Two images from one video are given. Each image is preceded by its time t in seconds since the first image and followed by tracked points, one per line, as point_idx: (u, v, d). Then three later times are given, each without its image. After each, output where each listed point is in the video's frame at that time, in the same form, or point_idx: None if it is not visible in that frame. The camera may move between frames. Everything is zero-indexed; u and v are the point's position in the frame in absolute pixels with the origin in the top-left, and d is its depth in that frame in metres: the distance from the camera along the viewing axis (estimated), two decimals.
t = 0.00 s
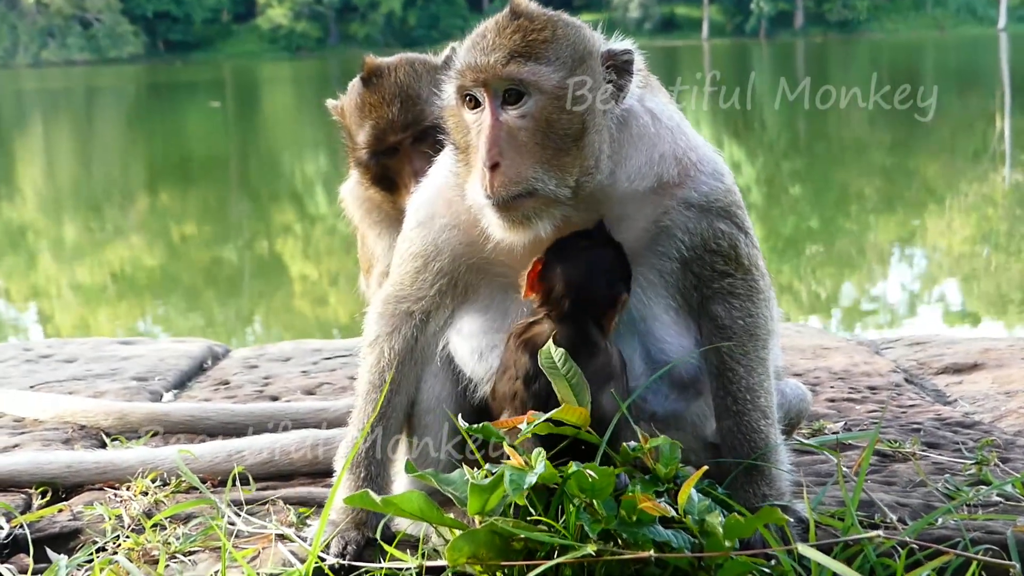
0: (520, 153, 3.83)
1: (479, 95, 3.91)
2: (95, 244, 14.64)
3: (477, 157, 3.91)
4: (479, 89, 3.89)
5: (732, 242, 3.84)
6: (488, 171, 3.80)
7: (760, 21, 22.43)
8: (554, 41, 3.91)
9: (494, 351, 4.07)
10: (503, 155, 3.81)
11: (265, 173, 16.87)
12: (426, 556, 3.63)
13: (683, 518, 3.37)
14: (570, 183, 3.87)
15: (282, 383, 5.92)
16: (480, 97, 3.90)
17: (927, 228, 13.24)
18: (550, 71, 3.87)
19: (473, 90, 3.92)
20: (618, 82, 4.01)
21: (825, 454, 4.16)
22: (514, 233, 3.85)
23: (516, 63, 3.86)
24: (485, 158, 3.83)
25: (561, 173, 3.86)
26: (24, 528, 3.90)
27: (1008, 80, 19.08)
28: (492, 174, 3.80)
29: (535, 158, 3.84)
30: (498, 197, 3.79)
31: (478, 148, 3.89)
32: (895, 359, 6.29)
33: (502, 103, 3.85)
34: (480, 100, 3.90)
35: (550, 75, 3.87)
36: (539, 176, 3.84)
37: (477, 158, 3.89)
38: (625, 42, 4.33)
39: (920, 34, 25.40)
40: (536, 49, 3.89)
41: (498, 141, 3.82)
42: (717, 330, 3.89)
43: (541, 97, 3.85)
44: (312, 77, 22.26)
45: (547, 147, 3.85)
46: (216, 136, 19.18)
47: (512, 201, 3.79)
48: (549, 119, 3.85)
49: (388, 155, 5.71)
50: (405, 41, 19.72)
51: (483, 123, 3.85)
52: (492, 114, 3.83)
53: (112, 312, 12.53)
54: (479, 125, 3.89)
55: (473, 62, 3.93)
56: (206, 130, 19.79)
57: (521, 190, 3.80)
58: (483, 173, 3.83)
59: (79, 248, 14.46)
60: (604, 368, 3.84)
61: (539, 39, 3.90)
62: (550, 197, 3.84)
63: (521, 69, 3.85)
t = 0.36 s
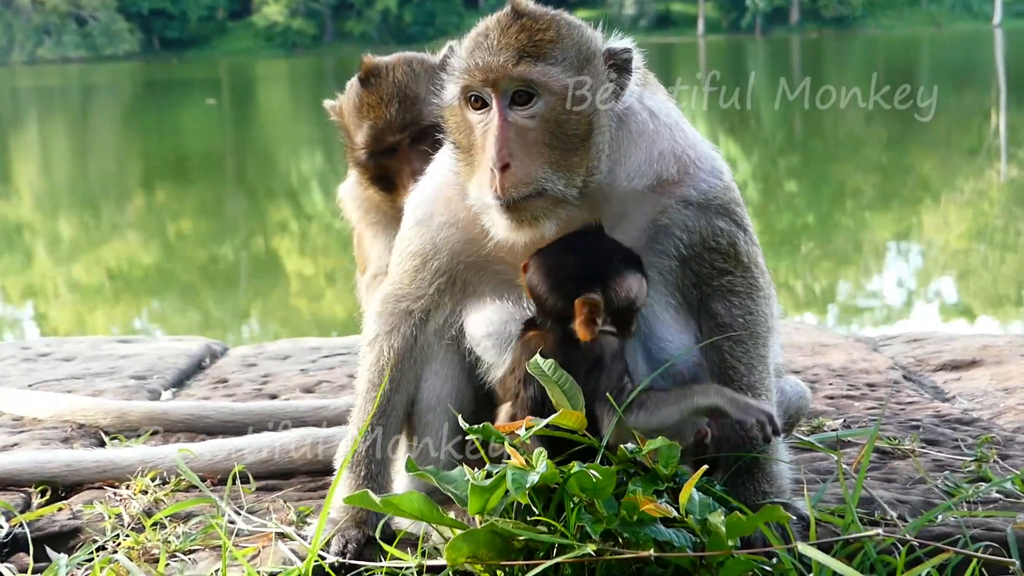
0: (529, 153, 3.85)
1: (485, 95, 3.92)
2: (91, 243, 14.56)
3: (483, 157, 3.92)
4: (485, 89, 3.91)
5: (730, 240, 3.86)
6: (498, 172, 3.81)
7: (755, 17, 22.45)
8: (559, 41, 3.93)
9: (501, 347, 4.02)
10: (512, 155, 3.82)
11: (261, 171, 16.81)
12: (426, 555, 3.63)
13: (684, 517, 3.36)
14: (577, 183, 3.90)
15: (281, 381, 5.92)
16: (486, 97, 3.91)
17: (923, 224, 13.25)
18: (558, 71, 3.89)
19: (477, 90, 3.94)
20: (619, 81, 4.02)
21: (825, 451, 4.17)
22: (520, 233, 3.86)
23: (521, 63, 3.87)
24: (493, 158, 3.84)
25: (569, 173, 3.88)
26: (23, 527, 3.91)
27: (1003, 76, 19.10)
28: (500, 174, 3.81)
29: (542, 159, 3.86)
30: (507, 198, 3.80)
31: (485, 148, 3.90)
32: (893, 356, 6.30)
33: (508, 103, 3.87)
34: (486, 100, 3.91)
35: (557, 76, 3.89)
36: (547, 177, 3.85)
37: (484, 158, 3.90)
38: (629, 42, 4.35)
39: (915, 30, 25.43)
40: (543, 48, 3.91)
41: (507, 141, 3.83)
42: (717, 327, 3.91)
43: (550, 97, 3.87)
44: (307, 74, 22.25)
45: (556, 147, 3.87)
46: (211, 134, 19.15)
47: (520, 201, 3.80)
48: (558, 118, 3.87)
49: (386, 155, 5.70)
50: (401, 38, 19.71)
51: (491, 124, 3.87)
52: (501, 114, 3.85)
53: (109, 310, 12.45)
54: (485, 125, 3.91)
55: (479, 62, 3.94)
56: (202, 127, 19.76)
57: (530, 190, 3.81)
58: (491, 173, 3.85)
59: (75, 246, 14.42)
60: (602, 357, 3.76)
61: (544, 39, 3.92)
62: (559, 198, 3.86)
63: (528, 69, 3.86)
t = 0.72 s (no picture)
0: (543, 151, 3.80)
1: (496, 92, 3.85)
2: (84, 240, 14.49)
3: (493, 154, 3.87)
4: (498, 85, 3.83)
5: (728, 234, 3.88)
6: (515, 170, 3.75)
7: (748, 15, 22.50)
8: (569, 37, 3.88)
9: (518, 344, 4.08)
10: (529, 153, 3.77)
11: (255, 168, 16.81)
12: (425, 549, 3.64)
13: (682, 510, 3.35)
14: (587, 180, 3.87)
15: (277, 377, 5.92)
16: (498, 93, 3.85)
17: (917, 221, 13.26)
18: (572, 69, 3.84)
19: (488, 86, 3.86)
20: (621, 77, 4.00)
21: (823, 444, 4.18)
22: (528, 230, 3.83)
23: (536, 59, 3.81)
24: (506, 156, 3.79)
25: (581, 170, 3.85)
26: (20, 523, 3.93)
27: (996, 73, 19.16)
28: (514, 172, 3.75)
29: (556, 156, 3.82)
30: (522, 196, 3.76)
31: (496, 145, 3.85)
32: (889, 351, 6.31)
33: (524, 101, 3.81)
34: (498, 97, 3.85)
35: (572, 74, 3.84)
36: (561, 176, 3.81)
37: (495, 154, 3.84)
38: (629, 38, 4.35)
39: (909, 27, 25.51)
40: (556, 45, 3.86)
41: (522, 139, 3.79)
42: (715, 321, 3.91)
43: (565, 96, 3.82)
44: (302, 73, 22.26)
45: (570, 145, 3.84)
46: (205, 131, 19.13)
47: (534, 199, 3.77)
48: (572, 117, 3.83)
49: (391, 154, 5.71)
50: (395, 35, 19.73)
51: (506, 121, 3.81)
52: (517, 112, 3.80)
53: (103, 307, 12.40)
54: (497, 122, 3.85)
55: (489, 56, 3.86)
56: (196, 124, 19.74)
57: (546, 188, 3.78)
58: (503, 171, 3.80)
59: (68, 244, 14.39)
60: (618, 372, 3.81)
61: (556, 36, 3.86)
62: (570, 195, 3.83)
63: (545, 67, 3.80)
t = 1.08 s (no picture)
0: (553, 146, 3.82)
1: (505, 85, 3.86)
2: (78, 236, 14.46)
3: (500, 148, 3.89)
4: (506, 79, 3.84)
5: (726, 231, 3.91)
6: (523, 163, 3.77)
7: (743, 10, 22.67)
8: (577, 33, 3.88)
9: (517, 341, 3.95)
10: (537, 149, 3.79)
11: (251, 164, 16.82)
12: (421, 543, 3.65)
13: (679, 503, 3.35)
14: (595, 174, 3.87)
15: (273, 371, 5.92)
16: (506, 87, 3.86)
17: (911, 219, 13.28)
18: (581, 65, 3.85)
19: (496, 80, 3.87)
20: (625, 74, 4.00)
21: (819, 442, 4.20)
22: (532, 223, 3.86)
23: (546, 54, 3.81)
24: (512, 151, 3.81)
25: (590, 164, 3.86)
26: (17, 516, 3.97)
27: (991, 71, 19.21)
28: (522, 166, 3.78)
29: (562, 151, 3.83)
30: (529, 190, 3.78)
31: (505, 139, 3.87)
32: (883, 348, 6.33)
33: (534, 96, 3.82)
34: (505, 90, 3.86)
35: (581, 70, 3.84)
36: (569, 169, 3.82)
37: (504, 149, 3.86)
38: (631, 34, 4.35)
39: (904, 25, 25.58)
40: (565, 41, 3.86)
41: (532, 133, 3.80)
42: (711, 317, 3.93)
43: (574, 92, 3.83)
44: (297, 70, 22.26)
45: (576, 139, 3.85)
46: (199, 127, 19.10)
47: (539, 194, 3.79)
48: (580, 114, 3.84)
49: (390, 137, 5.71)
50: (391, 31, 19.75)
51: (514, 116, 3.82)
52: (526, 107, 3.80)
53: (96, 302, 12.37)
54: (506, 116, 3.86)
55: (499, 49, 3.85)
56: (190, 120, 19.72)
57: (553, 183, 3.79)
58: (510, 165, 3.82)
59: (62, 240, 14.36)
60: (624, 367, 3.75)
61: (565, 31, 3.86)
62: (577, 188, 3.82)
63: (554, 62, 3.81)
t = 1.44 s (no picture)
0: (564, 140, 3.82)
1: (516, 78, 3.86)
2: (70, 233, 14.43)
3: (509, 143, 3.89)
4: (521, 71, 3.84)
5: (715, 230, 3.92)
6: (538, 157, 3.78)
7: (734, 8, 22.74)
8: (582, 30, 3.92)
9: (508, 343, 3.95)
10: (553, 142, 3.79)
11: (243, 163, 16.84)
12: (411, 542, 3.66)
13: (668, 502, 3.36)
14: (600, 170, 3.88)
15: (264, 371, 5.93)
16: (518, 80, 3.86)
17: (903, 216, 13.30)
18: (591, 62, 3.89)
19: (509, 73, 3.86)
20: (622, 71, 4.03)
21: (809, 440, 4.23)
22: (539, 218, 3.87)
23: (558, 50, 3.84)
24: (524, 145, 3.82)
25: (595, 159, 3.87)
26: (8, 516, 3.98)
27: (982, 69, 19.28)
28: (537, 160, 3.79)
29: (571, 145, 3.83)
30: (543, 183, 3.78)
31: (516, 133, 3.87)
32: (874, 346, 6.35)
33: (547, 90, 3.82)
34: (517, 83, 3.86)
35: (591, 67, 3.88)
36: (577, 164, 3.83)
37: (516, 143, 3.86)
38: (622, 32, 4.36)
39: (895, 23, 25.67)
40: (575, 36, 3.89)
41: (547, 127, 3.80)
42: (701, 316, 3.95)
43: (588, 88, 3.86)
44: (289, 68, 22.26)
45: (585, 134, 3.85)
46: (191, 125, 19.08)
47: (552, 187, 3.79)
48: (590, 109, 3.86)
49: (408, 100, 5.81)
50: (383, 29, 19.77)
51: (527, 110, 3.82)
52: (540, 101, 3.81)
53: (88, 301, 12.32)
54: (517, 110, 3.86)
55: (511, 43, 3.86)
56: (182, 118, 19.69)
57: (563, 178, 3.81)
58: (523, 158, 3.83)
59: (54, 239, 14.33)
60: (620, 367, 3.78)
61: (573, 27, 3.90)
62: (584, 183, 3.83)
63: (566, 58, 3.84)
